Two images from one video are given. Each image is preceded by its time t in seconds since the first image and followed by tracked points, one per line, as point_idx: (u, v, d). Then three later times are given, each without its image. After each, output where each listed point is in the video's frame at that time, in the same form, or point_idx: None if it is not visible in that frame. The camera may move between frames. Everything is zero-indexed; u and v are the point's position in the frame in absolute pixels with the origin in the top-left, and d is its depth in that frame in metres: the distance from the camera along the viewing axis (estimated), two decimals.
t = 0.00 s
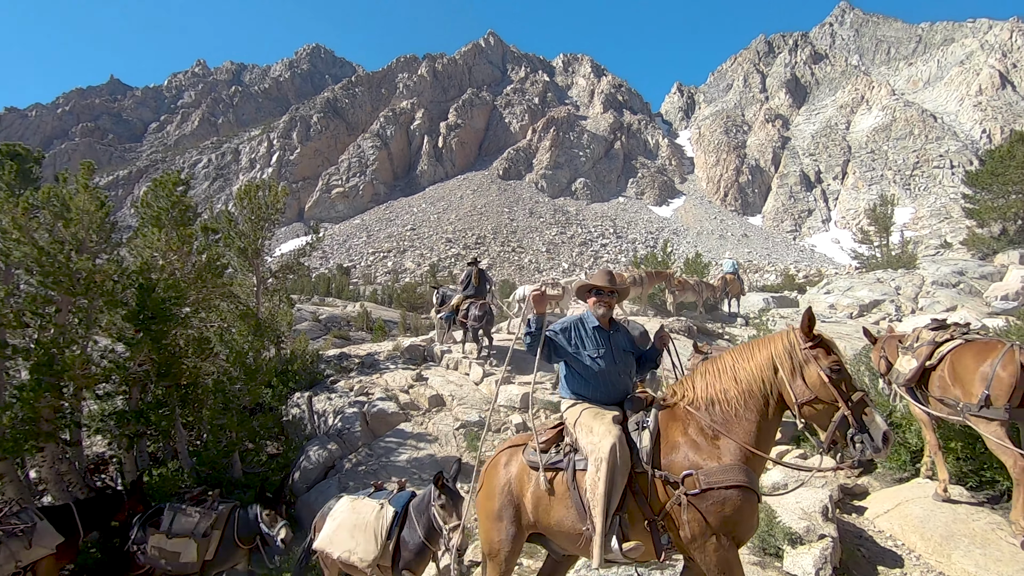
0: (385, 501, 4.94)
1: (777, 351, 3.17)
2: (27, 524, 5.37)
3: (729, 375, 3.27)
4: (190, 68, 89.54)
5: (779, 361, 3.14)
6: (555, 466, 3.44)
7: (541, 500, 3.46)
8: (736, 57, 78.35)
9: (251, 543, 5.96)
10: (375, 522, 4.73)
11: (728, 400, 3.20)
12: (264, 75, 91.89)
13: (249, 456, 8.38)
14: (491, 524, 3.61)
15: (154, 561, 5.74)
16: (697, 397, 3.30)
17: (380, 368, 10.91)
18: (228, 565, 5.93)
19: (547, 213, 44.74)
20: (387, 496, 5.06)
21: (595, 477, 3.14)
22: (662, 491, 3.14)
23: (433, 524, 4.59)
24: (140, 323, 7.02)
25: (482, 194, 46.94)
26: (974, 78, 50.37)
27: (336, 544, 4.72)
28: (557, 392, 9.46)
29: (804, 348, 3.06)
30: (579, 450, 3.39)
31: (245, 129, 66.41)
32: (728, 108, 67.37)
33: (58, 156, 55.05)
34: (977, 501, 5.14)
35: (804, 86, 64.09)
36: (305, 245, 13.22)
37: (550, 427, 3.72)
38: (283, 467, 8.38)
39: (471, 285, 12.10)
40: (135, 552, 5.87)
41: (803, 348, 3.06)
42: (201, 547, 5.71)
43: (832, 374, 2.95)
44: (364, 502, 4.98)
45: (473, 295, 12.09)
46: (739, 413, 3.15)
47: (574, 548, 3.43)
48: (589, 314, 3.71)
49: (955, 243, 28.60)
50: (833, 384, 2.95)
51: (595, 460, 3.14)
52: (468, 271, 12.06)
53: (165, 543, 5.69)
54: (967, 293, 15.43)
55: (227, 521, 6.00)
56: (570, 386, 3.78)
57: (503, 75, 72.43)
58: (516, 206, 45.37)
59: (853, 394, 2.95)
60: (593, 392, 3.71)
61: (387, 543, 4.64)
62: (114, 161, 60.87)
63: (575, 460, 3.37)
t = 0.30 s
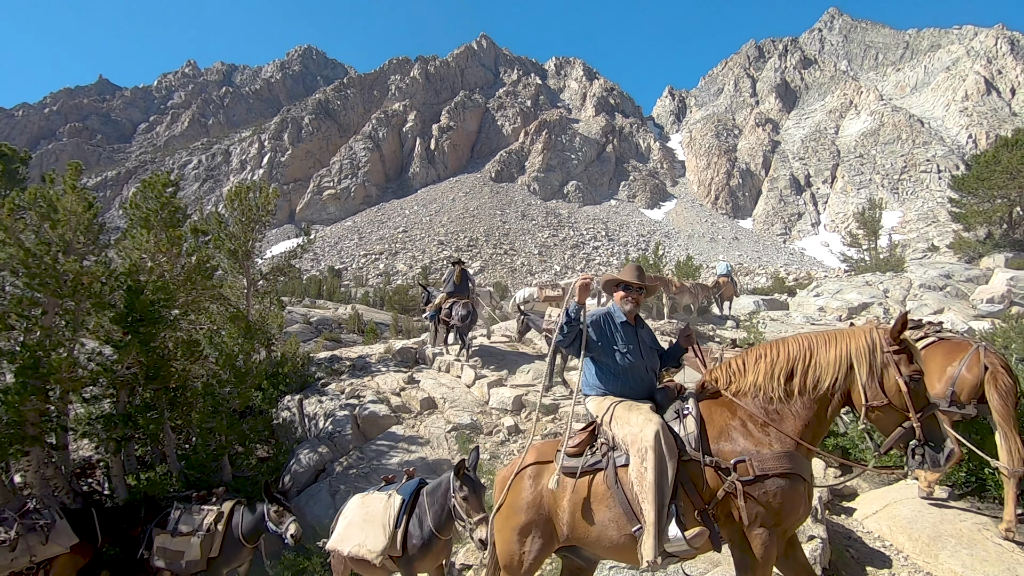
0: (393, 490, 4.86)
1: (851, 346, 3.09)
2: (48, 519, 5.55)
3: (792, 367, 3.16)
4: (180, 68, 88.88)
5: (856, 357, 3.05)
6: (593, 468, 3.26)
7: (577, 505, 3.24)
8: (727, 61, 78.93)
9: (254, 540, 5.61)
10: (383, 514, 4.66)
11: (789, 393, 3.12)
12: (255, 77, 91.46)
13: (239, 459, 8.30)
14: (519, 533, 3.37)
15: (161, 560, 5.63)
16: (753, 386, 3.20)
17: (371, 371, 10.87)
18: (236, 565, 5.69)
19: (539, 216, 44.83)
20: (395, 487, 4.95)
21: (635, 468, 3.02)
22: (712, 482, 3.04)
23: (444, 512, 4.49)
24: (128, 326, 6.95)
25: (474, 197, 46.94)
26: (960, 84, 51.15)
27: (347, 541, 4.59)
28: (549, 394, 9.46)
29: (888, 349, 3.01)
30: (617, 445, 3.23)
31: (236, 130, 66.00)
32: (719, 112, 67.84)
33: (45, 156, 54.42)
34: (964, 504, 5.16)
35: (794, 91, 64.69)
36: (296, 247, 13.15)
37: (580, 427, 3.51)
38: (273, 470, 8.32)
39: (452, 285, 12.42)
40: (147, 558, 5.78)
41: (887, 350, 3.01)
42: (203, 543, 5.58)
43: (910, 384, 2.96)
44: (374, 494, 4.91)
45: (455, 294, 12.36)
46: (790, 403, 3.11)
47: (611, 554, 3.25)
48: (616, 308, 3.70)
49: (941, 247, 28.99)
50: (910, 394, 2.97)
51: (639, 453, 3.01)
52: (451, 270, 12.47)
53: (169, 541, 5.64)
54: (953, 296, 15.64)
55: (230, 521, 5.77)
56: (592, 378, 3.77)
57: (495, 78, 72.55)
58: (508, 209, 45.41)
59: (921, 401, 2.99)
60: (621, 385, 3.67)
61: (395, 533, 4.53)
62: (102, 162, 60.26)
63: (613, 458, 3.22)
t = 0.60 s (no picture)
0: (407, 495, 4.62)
1: (923, 357, 3.12)
2: (64, 520, 5.46)
3: (858, 372, 3.18)
4: (173, 69, 88.38)
5: (924, 367, 3.12)
6: (639, 462, 3.16)
7: (624, 504, 3.20)
8: (720, 64, 79.36)
9: (268, 549, 5.15)
10: (399, 518, 4.39)
11: (850, 395, 3.15)
12: (248, 77, 91.22)
13: (232, 462, 8.25)
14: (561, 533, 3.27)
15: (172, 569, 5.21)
16: (815, 387, 3.20)
17: (365, 372, 10.87)
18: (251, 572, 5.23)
19: (534, 217, 44.90)
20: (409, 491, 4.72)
21: (690, 464, 2.89)
22: (764, 483, 3.04)
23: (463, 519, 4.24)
24: (120, 328, 6.90)
25: (469, 198, 46.98)
26: (950, 87, 51.67)
27: (362, 548, 4.30)
28: (543, 396, 9.48)
29: (956, 364, 3.07)
30: (662, 438, 3.14)
31: (229, 131, 65.73)
32: (712, 114, 68.15)
33: (35, 156, 54.01)
34: (952, 500, 5.26)
35: (786, 94, 65.14)
36: (290, 248, 13.10)
37: (619, 418, 3.39)
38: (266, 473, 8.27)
39: (440, 285, 12.64)
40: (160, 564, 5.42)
41: (956, 363, 3.08)
42: (214, 550, 5.13)
43: (974, 401, 3.04)
44: (390, 500, 4.66)
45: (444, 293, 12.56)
46: (848, 407, 3.13)
47: (656, 551, 3.22)
48: (652, 293, 3.45)
49: (932, 249, 29.24)
50: (972, 410, 3.05)
51: (696, 451, 2.88)
52: (439, 271, 12.71)
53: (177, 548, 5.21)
54: (944, 297, 15.78)
55: (242, 525, 5.35)
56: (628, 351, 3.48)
57: (490, 80, 72.64)
58: (503, 210, 45.45)
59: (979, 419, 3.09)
60: (663, 372, 3.41)
61: (409, 540, 4.25)
62: (93, 162, 59.86)
63: (660, 451, 3.14)
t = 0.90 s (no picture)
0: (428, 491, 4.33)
1: (956, 350, 3.17)
2: (83, 519, 5.60)
3: (895, 365, 3.23)
4: (167, 67, 87.82)
5: (957, 358, 3.17)
6: (684, 449, 3.08)
7: (668, 491, 3.09)
8: (715, 64, 79.57)
9: (282, 550, 4.76)
10: (417, 517, 4.09)
11: (892, 388, 3.17)
12: (243, 76, 90.85)
13: (227, 462, 8.21)
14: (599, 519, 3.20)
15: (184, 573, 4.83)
16: (857, 380, 3.21)
17: (360, 372, 10.84)
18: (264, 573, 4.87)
19: (529, 217, 44.90)
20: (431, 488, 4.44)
21: (743, 454, 2.84)
22: (816, 476, 3.01)
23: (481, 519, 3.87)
24: (113, 328, 6.85)
25: (464, 198, 46.93)
26: (943, 88, 52.00)
27: (378, 545, 4.06)
28: (539, 395, 9.48)
29: (987, 355, 3.12)
30: (710, 427, 3.07)
31: (223, 130, 65.45)
32: (707, 114, 68.30)
33: (28, 155, 53.72)
34: (941, 497, 5.34)
35: (781, 94, 65.40)
36: (284, 248, 13.05)
37: (659, 407, 3.27)
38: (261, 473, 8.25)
39: (430, 283, 12.75)
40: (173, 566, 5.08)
41: (986, 354, 3.12)
42: (225, 549, 4.74)
43: (1006, 392, 3.05)
44: (410, 495, 4.39)
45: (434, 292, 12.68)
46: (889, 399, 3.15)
47: (695, 543, 3.14)
48: (692, 283, 3.38)
49: (925, 249, 29.41)
50: (1009, 401, 3.05)
51: (751, 443, 2.83)
52: (429, 270, 12.76)
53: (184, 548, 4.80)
54: (937, 296, 15.89)
55: (254, 525, 4.97)
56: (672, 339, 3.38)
57: (485, 79, 72.58)
58: (498, 210, 45.42)
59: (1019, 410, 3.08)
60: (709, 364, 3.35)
61: (427, 539, 3.96)
62: (86, 161, 59.47)
63: (707, 439, 3.06)
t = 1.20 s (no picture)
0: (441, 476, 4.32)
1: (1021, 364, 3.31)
2: (104, 512, 5.49)
3: (962, 377, 3.34)
4: (164, 65, 87.48)
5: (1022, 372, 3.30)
6: (747, 450, 3.15)
7: (729, 493, 3.15)
8: (714, 63, 79.54)
9: (308, 551, 4.67)
10: (428, 503, 4.10)
11: (958, 398, 3.29)
12: (241, 74, 90.64)
13: (225, 460, 8.23)
14: (653, 516, 3.23)
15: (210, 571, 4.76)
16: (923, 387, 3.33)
17: (359, 370, 10.84)
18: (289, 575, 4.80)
19: (528, 215, 44.89)
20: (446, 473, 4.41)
21: (808, 453, 2.87)
22: (889, 477, 3.11)
23: (497, 502, 3.80)
24: (111, 325, 6.83)
25: (463, 196, 46.89)
26: (941, 87, 52.00)
27: (390, 533, 4.06)
28: (537, 393, 9.50)
29: None
30: (773, 430, 3.12)
31: (221, 128, 65.29)
32: (706, 113, 68.30)
33: (25, 152, 53.67)
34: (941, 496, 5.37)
35: (779, 93, 65.45)
36: (283, 246, 13.04)
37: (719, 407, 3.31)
38: (259, 471, 8.29)
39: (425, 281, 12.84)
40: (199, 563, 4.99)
41: None
42: (249, 551, 4.65)
43: None
44: (423, 481, 4.37)
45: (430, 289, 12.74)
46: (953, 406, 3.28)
47: (760, 545, 3.19)
48: (744, 283, 3.54)
49: (923, 248, 29.47)
50: None
51: (820, 441, 2.87)
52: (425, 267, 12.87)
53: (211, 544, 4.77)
54: (934, 295, 15.94)
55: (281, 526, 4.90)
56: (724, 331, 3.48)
57: (484, 77, 72.51)
58: (497, 208, 45.40)
59: None
60: (762, 364, 3.44)
61: (440, 526, 3.95)
62: (84, 158, 59.28)
63: (770, 441, 3.11)
